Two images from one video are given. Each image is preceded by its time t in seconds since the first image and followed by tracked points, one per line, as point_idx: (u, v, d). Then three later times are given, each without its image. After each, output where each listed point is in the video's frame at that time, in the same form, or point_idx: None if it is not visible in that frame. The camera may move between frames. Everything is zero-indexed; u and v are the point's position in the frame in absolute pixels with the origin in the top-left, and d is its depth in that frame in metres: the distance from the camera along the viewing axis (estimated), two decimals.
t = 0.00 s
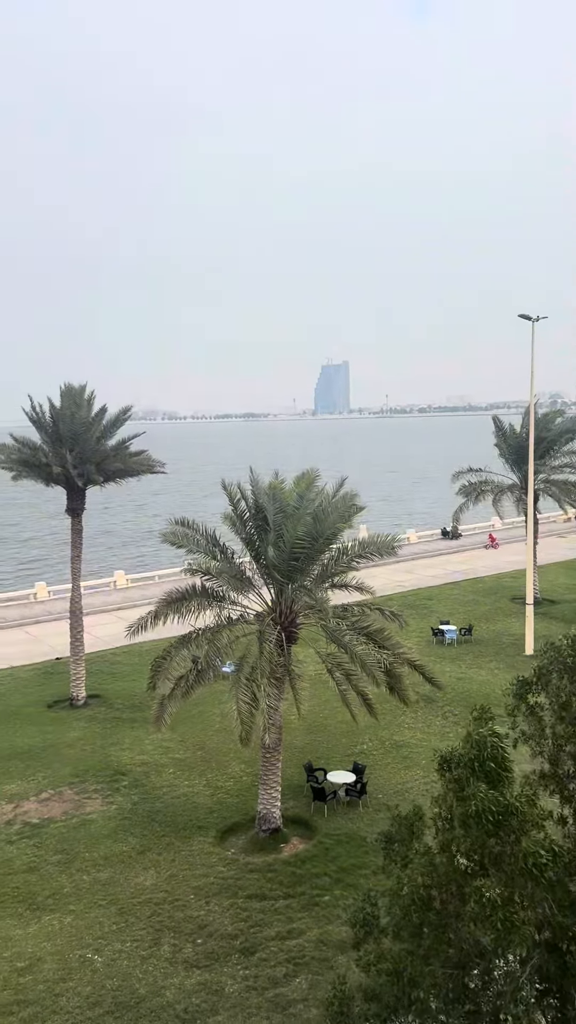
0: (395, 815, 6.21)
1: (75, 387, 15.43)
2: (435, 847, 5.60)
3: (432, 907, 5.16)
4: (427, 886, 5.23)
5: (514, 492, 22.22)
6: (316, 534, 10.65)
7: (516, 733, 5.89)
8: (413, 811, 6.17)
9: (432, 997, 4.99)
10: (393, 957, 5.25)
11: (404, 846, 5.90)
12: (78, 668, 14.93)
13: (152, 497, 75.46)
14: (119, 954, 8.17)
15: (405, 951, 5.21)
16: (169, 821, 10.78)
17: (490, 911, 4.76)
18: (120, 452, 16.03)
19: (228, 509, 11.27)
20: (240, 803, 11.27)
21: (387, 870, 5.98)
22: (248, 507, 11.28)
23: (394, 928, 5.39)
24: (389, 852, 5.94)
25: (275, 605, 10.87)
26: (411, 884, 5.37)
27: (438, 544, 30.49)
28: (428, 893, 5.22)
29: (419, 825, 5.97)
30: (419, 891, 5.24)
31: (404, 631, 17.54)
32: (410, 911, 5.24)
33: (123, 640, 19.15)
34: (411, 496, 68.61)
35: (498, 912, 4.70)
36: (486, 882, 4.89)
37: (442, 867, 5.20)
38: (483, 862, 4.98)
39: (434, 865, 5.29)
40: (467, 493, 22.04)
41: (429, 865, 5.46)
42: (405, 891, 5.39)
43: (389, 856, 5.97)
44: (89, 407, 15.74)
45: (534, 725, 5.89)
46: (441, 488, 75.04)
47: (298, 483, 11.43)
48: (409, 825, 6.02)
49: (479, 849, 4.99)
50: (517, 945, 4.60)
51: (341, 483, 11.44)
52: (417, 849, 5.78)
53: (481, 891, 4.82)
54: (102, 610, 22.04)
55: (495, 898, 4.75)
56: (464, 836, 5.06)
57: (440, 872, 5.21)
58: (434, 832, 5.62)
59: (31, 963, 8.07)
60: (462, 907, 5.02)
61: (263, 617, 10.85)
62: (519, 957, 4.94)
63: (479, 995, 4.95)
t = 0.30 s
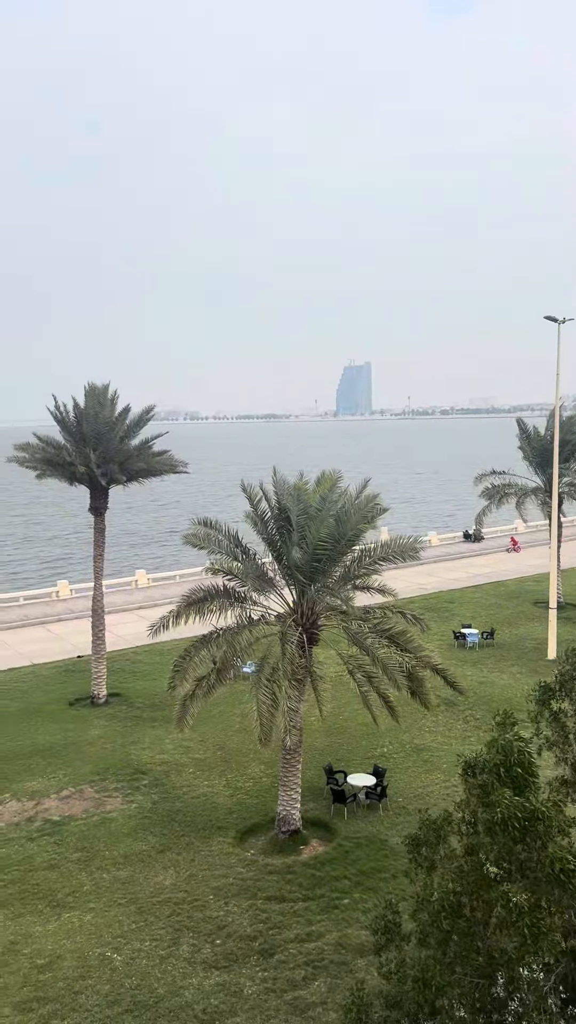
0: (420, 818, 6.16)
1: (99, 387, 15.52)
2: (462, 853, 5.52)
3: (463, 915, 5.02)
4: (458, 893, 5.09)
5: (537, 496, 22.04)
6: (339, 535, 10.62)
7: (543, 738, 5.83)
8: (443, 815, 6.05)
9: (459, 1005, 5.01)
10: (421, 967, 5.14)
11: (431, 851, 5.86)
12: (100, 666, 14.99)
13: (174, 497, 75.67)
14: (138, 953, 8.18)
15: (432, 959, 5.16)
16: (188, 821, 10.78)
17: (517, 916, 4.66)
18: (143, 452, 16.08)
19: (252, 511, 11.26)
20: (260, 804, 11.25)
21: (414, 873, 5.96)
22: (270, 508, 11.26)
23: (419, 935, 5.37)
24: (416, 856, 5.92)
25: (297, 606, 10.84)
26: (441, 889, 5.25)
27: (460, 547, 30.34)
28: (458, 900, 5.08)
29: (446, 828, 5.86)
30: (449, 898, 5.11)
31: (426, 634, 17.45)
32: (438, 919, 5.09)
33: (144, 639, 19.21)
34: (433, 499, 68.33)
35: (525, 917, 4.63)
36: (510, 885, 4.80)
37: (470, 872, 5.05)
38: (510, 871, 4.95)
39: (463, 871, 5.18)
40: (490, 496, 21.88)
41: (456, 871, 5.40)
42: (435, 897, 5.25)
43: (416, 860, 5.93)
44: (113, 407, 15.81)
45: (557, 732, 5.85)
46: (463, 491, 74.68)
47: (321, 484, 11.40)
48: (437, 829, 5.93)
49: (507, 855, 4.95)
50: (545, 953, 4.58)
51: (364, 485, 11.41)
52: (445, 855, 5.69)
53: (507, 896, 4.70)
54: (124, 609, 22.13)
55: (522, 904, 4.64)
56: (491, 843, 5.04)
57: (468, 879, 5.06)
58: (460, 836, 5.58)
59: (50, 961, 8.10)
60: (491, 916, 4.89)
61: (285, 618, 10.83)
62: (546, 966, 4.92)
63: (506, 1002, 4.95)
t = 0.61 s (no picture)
0: (448, 820, 6.12)
1: (124, 386, 15.57)
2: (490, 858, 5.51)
3: (492, 924, 5.08)
4: (487, 901, 5.17)
5: (563, 497, 21.85)
6: (364, 536, 10.58)
7: (565, 736, 5.69)
8: (472, 817, 5.95)
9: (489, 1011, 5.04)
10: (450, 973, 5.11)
11: (461, 854, 5.82)
12: (124, 663, 15.06)
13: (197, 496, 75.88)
14: (162, 949, 8.23)
15: (461, 963, 5.10)
16: (211, 819, 10.81)
17: (549, 919, 4.66)
18: (168, 450, 16.11)
19: (276, 510, 11.25)
20: (282, 803, 11.26)
21: (443, 877, 5.91)
22: (295, 507, 11.25)
23: (447, 940, 5.29)
24: (445, 862, 5.91)
25: (321, 606, 10.83)
26: (470, 899, 5.30)
27: (483, 548, 30.18)
28: (488, 908, 5.15)
29: (474, 831, 5.79)
30: (478, 907, 5.18)
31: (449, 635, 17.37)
32: (467, 927, 5.13)
33: (168, 637, 19.29)
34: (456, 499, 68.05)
35: (558, 919, 4.64)
36: (542, 886, 4.78)
37: (499, 877, 5.07)
38: (541, 872, 4.88)
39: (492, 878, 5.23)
40: (515, 496, 21.74)
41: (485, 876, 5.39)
42: (464, 906, 5.31)
43: (445, 866, 5.91)
44: (139, 405, 15.85)
45: None
46: (487, 491, 74.28)
47: (346, 483, 11.35)
48: (465, 832, 5.85)
49: (537, 854, 4.89)
50: None
51: (391, 485, 11.35)
52: (474, 860, 5.66)
53: (539, 896, 4.66)
54: (147, 607, 22.23)
55: (554, 905, 4.62)
56: (521, 841, 4.94)
57: (498, 886, 5.08)
58: (488, 839, 5.53)
59: (74, 956, 8.16)
60: (521, 921, 4.93)
61: (309, 618, 10.82)
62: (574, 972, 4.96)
63: (535, 1008, 4.93)
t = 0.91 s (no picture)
0: (473, 820, 6.08)
1: (151, 383, 15.64)
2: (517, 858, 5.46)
3: (517, 926, 5.02)
4: (511, 903, 5.09)
5: None
6: (390, 534, 10.54)
7: None
8: (498, 818, 5.92)
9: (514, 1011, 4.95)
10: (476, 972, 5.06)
11: (487, 855, 5.79)
12: (148, 659, 15.12)
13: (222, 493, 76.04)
14: (186, 944, 8.25)
15: (488, 964, 5.01)
16: (235, 815, 10.83)
17: None
18: (194, 447, 16.14)
19: (302, 507, 11.25)
20: (306, 800, 11.25)
21: (470, 877, 5.86)
22: (321, 505, 11.23)
23: (472, 939, 5.26)
24: (472, 861, 5.86)
25: (347, 604, 10.81)
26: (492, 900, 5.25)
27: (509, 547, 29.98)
28: (512, 910, 5.07)
29: (501, 833, 5.74)
30: (502, 909, 5.10)
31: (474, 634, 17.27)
32: (492, 928, 5.06)
33: (192, 633, 19.35)
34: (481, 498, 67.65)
35: None
36: None
37: (526, 875, 5.02)
38: (572, 869, 4.84)
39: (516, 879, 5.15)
40: (542, 495, 21.57)
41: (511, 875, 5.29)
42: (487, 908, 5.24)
43: (472, 867, 5.87)
44: (165, 402, 15.91)
45: None
46: (512, 490, 73.78)
47: (373, 481, 11.31)
48: (492, 834, 5.80)
49: (570, 850, 4.84)
50: None
51: (418, 483, 11.30)
52: (499, 861, 5.61)
53: None
54: (172, 603, 22.30)
55: None
56: (554, 835, 4.89)
57: (524, 886, 5.02)
58: (517, 839, 5.45)
59: (100, 949, 8.21)
60: (550, 923, 4.89)
61: (334, 616, 10.80)
62: None
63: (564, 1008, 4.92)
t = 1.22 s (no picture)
0: (498, 822, 6.05)
1: (178, 380, 15.68)
2: (544, 855, 5.44)
3: (540, 917, 4.98)
4: (535, 894, 5.06)
5: None
6: (418, 531, 10.48)
7: None
8: (522, 817, 5.90)
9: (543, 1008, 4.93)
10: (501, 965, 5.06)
11: (512, 853, 5.74)
12: (174, 655, 15.18)
13: (247, 489, 76.15)
14: (212, 939, 8.28)
15: (512, 959, 5.03)
16: (260, 811, 10.85)
17: None
18: (220, 444, 16.16)
19: (328, 503, 11.23)
20: (331, 798, 11.24)
21: (495, 875, 5.84)
22: (348, 502, 11.20)
23: (498, 934, 5.26)
24: (496, 859, 5.81)
25: (373, 602, 10.77)
26: (517, 892, 5.26)
27: (536, 546, 29.73)
28: (535, 901, 5.05)
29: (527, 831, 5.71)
30: (526, 900, 5.09)
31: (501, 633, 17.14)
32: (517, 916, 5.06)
33: (217, 629, 19.39)
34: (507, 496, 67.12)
35: None
36: None
37: (552, 868, 5.01)
38: None
39: (542, 873, 5.14)
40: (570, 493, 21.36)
41: (538, 871, 5.27)
42: (511, 899, 5.26)
43: (496, 864, 5.82)
44: (192, 399, 15.94)
45: None
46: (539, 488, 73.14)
47: (400, 478, 11.25)
48: (517, 832, 5.78)
49: None
50: None
51: (446, 481, 11.22)
52: (526, 860, 5.60)
53: None
54: (197, 599, 22.37)
55: None
56: None
57: (548, 878, 5.01)
58: (542, 837, 5.45)
59: (126, 942, 8.26)
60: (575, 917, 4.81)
61: (361, 613, 10.77)
62: None
63: None
